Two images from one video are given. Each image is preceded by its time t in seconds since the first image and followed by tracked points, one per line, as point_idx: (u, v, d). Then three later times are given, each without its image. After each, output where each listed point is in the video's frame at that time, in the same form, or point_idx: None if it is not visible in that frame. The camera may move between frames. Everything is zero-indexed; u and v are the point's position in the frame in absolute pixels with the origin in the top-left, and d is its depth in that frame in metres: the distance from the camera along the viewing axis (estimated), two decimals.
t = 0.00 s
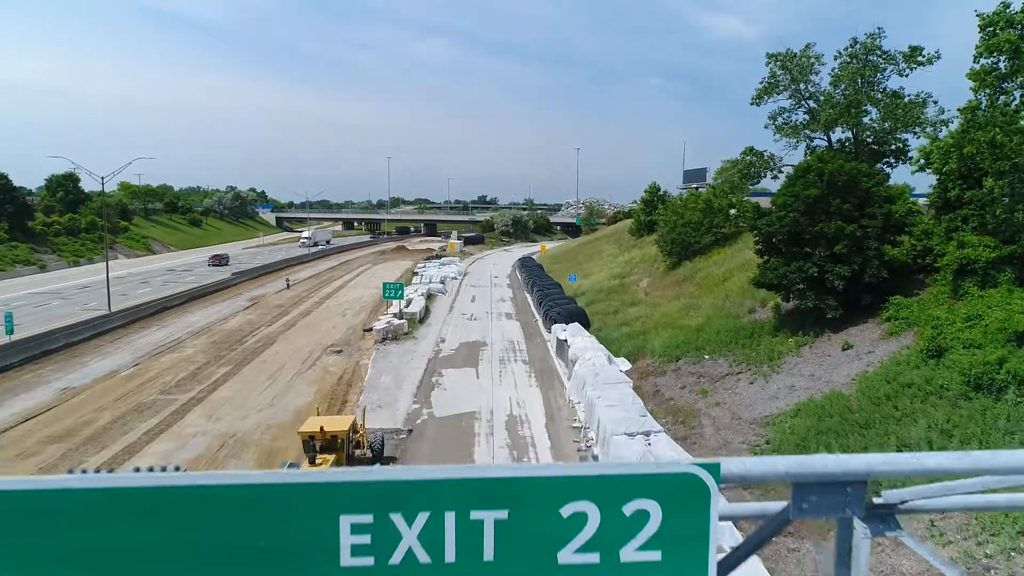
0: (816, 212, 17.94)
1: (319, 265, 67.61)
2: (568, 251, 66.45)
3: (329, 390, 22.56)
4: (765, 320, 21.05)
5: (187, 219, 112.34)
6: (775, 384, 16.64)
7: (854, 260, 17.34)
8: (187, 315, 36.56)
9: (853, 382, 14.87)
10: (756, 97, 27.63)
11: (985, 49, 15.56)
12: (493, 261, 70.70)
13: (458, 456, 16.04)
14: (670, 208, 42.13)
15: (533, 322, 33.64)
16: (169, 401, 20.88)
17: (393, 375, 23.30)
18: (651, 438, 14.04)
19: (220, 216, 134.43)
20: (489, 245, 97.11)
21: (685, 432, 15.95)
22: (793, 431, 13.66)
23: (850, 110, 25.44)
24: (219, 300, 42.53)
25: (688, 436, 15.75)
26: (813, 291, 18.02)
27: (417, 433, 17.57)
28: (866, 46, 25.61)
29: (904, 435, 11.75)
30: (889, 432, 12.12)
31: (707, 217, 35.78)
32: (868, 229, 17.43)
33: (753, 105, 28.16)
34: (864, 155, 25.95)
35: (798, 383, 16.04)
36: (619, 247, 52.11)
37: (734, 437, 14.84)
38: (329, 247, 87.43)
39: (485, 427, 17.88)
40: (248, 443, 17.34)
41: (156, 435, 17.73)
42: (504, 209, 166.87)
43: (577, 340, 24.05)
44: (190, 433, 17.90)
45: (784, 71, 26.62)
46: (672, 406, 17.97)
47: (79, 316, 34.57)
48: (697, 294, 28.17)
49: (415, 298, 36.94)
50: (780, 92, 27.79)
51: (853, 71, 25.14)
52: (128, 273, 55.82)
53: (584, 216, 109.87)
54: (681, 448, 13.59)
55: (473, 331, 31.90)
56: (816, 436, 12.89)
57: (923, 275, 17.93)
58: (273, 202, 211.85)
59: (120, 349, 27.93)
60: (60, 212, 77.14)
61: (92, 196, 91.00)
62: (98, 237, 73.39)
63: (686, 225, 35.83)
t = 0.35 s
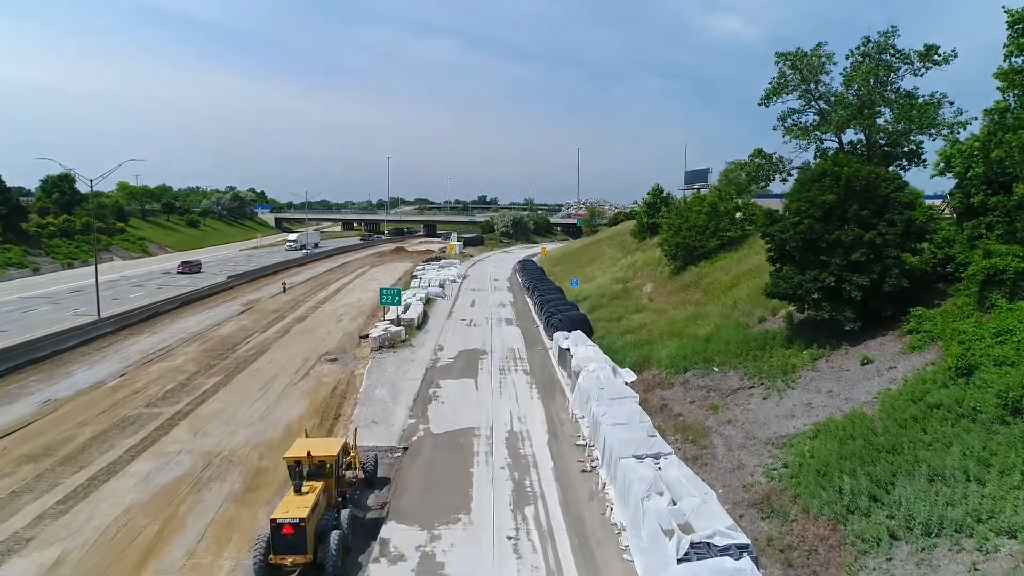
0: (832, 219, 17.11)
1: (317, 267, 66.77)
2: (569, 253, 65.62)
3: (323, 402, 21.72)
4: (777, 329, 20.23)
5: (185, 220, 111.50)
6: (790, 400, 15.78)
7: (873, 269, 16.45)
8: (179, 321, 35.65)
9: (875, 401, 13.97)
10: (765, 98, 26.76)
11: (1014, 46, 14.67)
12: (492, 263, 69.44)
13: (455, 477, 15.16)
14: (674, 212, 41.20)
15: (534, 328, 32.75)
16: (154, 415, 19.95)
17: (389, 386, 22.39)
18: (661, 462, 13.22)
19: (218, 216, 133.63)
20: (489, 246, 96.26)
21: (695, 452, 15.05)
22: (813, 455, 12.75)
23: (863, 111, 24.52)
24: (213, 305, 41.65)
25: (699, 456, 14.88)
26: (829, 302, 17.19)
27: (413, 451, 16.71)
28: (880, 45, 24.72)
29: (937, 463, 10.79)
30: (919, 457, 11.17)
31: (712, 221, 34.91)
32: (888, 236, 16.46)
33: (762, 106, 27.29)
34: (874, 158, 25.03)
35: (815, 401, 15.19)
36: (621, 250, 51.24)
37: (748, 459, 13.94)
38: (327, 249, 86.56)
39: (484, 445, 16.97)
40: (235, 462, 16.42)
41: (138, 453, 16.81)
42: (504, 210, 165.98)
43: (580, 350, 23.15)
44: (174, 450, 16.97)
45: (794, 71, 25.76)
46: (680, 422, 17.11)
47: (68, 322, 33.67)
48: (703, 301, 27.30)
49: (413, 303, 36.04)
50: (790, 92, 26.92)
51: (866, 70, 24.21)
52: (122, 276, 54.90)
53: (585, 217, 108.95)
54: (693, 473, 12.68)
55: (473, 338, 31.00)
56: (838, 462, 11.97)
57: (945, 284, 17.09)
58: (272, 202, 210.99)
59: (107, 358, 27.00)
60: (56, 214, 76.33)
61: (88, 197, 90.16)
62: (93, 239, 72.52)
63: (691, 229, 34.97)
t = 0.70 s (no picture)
0: (850, 226, 16.19)
1: (315, 269, 65.83)
2: (570, 255, 64.68)
3: (315, 416, 20.81)
4: (790, 341, 19.32)
5: (182, 221, 110.61)
6: (808, 419, 14.87)
7: (895, 279, 15.52)
8: (171, 327, 34.76)
9: (901, 423, 13.05)
10: (774, 98, 25.86)
11: None
12: (492, 265, 68.50)
13: (453, 502, 14.28)
14: (678, 215, 40.27)
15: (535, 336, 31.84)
16: (138, 430, 19.08)
17: (385, 399, 21.50)
18: (673, 490, 12.36)
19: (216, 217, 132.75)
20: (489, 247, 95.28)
21: (707, 475, 14.14)
22: (838, 483, 11.85)
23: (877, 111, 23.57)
24: (207, 310, 40.75)
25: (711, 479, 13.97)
26: (847, 313, 16.28)
27: (408, 472, 15.82)
28: (895, 43, 23.77)
29: (978, 498, 9.86)
30: (956, 490, 10.27)
31: (719, 225, 34.00)
32: (911, 244, 15.51)
33: (771, 106, 26.37)
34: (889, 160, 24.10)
35: (835, 421, 14.29)
36: (623, 253, 50.30)
37: (766, 484, 13.03)
38: (324, 250, 85.61)
39: (483, 465, 16.08)
40: (220, 484, 15.55)
41: (118, 474, 15.93)
42: (504, 210, 164.91)
43: (583, 362, 22.26)
44: (155, 471, 16.08)
45: (805, 70, 24.83)
46: (690, 440, 16.20)
47: (56, 329, 32.79)
48: (710, 309, 26.39)
49: (411, 308, 35.16)
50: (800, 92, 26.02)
51: (881, 70, 23.24)
52: (116, 279, 54.05)
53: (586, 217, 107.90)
54: (708, 504, 11.80)
55: (472, 346, 30.11)
56: (866, 493, 11.06)
57: (970, 296, 16.19)
58: (271, 202, 210.05)
59: (94, 368, 26.12)
60: (50, 215, 75.45)
61: (85, 198, 89.29)
62: (88, 241, 71.64)
63: (696, 232, 34.06)
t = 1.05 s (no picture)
0: (872, 235, 15.25)
1: (312, 272, 64.85)
2: (571, 257, 63.64)
3: (308, 431, 19.87)
4: (805, 354, 18.41)
5: (180, 221, 109.72)
6: (830, 441, 13.93)
7: (921, 291, 14.56)
8: (162, 333, 33.78)
9: (932, 449, 12.12)
10: (785, 99, 24.96)
11: None
12: (492, 267, 67.54)
13: (450, 530, 13.34)
14: (683, 217, 39.35)
15: (536, 343, 30.91)
16: (119, 448, 18.11)
17: (380, 413, 20.55)
18: (688, 523, 11.44)
19: (214, 217, 131.87)
20: (489, 249, 94.34)
21: (722, 502, 13.22)
22: (868, 517, 10.94)
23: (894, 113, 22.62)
24: (200, 315, 39.81)
25: (728, 506, 13.04)
26: (868, 327, 15.35)
27: (403, 495, 14.87)
28: (912, 41, 22.85)
29: None
30: (1002, 531, 9.37)
31: (724, 228, 33.11)
32: (937, 255, 14.56)
33: (781, 107, 25.48)
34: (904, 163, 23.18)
35: (859, 444, 13.36)
36: (625, 256, 49.37)
37: (787, 515, 12.12)
38: (322, 252, 84.60)
39: (482, 488, 15.14)
40: (203, 509, 14.60)
41: (95, 498, 14.98)
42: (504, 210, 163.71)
43: (587, 374, 21.34)
44: (135, 494, 15.16)
45: (817, 70, 23.96)
46: (702, 462, 15.28)
47: (43, 335, 31.80)
48: (718, 317, 25.47)
49: (409, 314, 34.22)
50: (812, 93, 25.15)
51: (899, 69, 22.30)
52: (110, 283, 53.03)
53: (588, 218, 106.74)
54: (727, 540, 10.84)
55: (471, 354, 29.17)
56: (901, 531, 10.16)
57: (997, 309, 15.32)
58: (270, 203, 209.22)
59: (79, 378, 25.14)
60: (44, 216, 74.63)
61: (80, 199, 88.22)
62: (82, 243, 70.56)
63: (702, 237, 33.15)
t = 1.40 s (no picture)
0: (897, 245, 14.26)
1: (310, 275, 63.93)
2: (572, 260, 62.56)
3: (299, 449, 18.89)
4: (822, 369, 17.42)
5: (177, 223, 108.87)
6: (856, 468, 12.95)
7: (952, 305, 13.57)
8: (153, 340, 32.80)
9: (972, 480, 11.13)
10: (798, 99, 24.03)
11: None
12: (492, 270, 66.51)
13: (448, 564, 12.36)
14: (688, 221, 38.37)
15: (538, 352, 29.93)
16: (99, 469, 17.14)
17: (375, 430, 19.57)
18: (708, 563, 10.47)
19: (213, 218, 130.98)
20: (489, 251, 93.32)
21: (741, 535, 12.26)
22: (906, 559, 9.96)
23: (913, 114, 21.65)
24: (193, 320, 38.84)
25: (748, 540, 12.05)
26: (895, 342, 14.36)
27: (398, 524, 13.89)
28: (932, 40, 21.91)
29: None
30: None
31: (732, 233, 32.14)
32: (969, 266, 13.58)
33: (794, 108, 24.55)
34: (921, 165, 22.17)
35: (888, 472, 12.39)
36: (629, 260, 48.37)
37: (814, 552, 11.14)
38: (321, 254, 83.44)
39: (483, 515, 14.16)
40: (184, 538, 13.65)
41: (69, 526, 14.03)
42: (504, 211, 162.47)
43: (592, 389, 20.37)
44: (111, 522, 14.19)
45: (832, 69, 23.04)
46: (717, 487, 14.31)
47: (29, 343, 30.85)
48: (728, 326, 24.49)
49: (407, 321, 33.25)
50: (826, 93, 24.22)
51: (919, 68, 21.35)
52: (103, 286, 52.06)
53: (589, 220, 105.59)
54: None
55: (471, 363, 28.16)
56: None
57: None
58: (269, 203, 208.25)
59: (63, 389, 24.17)
60: (39, 218, 73.78)
61: (76, 200, 87.19)
62: (77, 245, 69.54)
63: (709, 241, 32.16)
